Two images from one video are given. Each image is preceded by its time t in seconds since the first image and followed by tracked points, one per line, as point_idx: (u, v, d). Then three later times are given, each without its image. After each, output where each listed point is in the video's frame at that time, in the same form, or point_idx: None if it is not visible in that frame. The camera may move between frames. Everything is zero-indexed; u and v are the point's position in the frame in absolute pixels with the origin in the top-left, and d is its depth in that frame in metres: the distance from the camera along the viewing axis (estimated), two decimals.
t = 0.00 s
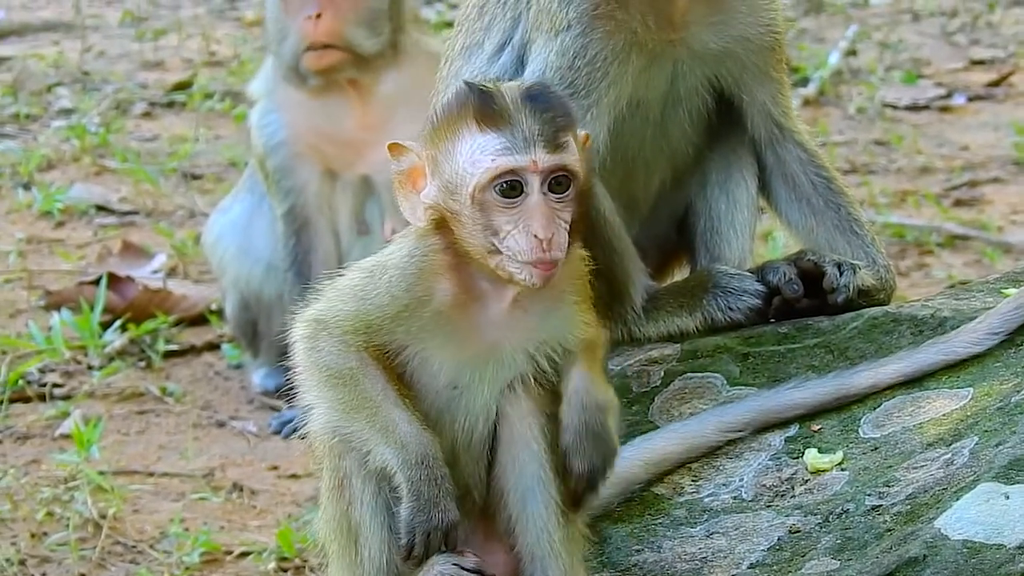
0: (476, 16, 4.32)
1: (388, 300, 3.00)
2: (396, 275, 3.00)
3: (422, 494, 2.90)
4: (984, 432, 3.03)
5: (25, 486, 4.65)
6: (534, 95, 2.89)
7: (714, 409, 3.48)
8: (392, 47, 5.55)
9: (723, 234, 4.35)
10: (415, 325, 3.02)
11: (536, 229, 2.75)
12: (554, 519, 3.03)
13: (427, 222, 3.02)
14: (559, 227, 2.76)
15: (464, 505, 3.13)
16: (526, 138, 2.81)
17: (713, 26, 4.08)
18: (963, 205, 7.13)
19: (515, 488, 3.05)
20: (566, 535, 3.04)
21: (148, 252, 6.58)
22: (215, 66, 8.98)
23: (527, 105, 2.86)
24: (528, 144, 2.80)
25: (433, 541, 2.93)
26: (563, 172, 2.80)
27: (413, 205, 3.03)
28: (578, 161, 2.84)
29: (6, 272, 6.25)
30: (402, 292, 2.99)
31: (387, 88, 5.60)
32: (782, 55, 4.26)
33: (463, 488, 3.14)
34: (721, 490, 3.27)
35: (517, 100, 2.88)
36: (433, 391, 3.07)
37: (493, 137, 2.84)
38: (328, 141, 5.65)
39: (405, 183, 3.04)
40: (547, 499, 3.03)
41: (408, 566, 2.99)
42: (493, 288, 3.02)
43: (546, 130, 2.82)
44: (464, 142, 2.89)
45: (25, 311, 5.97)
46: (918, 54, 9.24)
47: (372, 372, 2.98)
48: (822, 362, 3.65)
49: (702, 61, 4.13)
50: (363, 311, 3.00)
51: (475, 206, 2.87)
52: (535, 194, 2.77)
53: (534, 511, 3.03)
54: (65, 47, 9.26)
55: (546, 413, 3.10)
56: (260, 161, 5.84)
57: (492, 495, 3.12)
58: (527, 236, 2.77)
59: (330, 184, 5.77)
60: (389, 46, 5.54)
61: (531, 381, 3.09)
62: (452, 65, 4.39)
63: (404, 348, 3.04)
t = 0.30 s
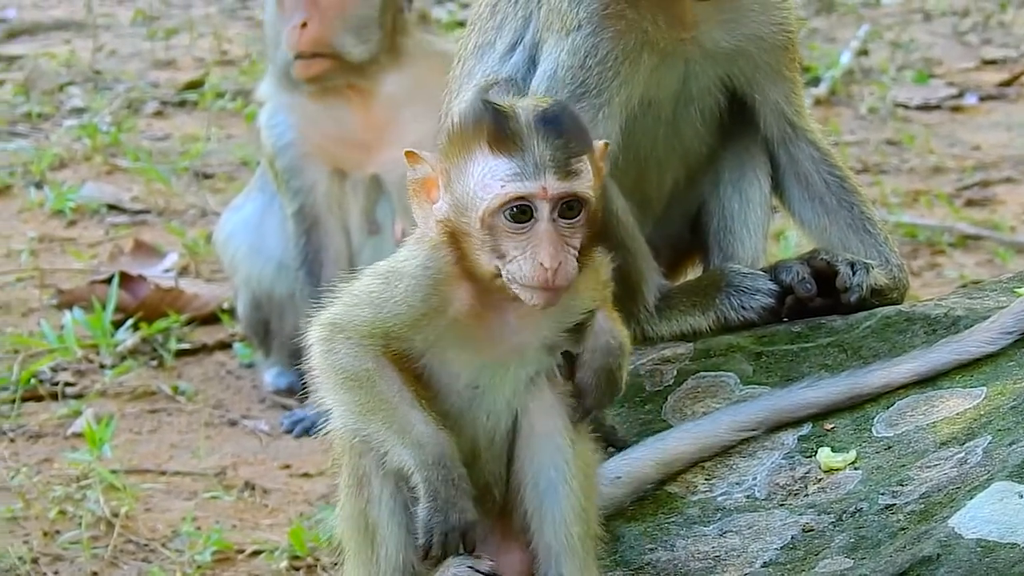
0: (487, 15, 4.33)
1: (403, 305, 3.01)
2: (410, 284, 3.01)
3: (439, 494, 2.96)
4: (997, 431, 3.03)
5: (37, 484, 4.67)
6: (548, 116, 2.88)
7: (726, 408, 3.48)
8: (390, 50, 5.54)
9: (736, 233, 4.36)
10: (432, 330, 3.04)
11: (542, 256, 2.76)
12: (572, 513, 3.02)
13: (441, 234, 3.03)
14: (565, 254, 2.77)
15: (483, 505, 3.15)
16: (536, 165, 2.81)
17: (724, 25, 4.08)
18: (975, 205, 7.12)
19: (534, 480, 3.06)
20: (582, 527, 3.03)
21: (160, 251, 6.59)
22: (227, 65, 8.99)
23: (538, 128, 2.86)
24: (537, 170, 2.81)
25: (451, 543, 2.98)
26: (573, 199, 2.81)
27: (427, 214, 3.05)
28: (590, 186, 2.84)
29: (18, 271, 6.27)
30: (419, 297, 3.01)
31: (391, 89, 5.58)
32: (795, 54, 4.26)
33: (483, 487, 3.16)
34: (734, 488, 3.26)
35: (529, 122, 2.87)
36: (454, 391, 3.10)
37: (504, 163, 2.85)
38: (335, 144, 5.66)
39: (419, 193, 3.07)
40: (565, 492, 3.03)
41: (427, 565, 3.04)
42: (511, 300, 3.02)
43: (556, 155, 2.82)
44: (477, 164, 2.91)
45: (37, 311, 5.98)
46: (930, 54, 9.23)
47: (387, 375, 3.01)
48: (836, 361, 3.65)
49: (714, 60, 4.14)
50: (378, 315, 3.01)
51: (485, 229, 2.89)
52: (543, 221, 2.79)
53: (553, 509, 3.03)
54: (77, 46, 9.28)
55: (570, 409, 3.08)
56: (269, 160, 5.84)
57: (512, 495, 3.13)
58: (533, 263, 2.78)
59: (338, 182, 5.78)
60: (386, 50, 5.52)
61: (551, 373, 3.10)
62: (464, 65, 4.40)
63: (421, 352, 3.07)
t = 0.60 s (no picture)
0: (503, 16, 4.34)
1: (424, 306, 3.04)
2: (430, 286, 3.03)
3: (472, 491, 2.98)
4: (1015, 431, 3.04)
5: (54, 484, 4.69)
6: (574, 126, 2.87)
7: (743, 408, 3.48)
8: (387, 51, 5.50)
9: (753, 233, 4.36)
10: (455, 330, 3.07)
11: (570, 268, 2.78)
12: (583, 516, 3.03)
13: (459, 238, 3.02)
14: (593, 266, 2.79)
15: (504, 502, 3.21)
16: (566, 177, 2.80)
17: (740, 24, 4.08)
18: (992, 204, 7.11)
19: (549, 480, 3.07)
20: (592, 532, 3.03)
21: (177, 251, 6.61)
22: (244, 65, 9.01)
23: (566, 139, 2.84)
24: (565, 182, 2.80)
25: (489, 539, 3.01)
26: (599, 210, 2.81)
27: (445, 220, 3.02)
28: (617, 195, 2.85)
29: (35, 270, 6.29)
30: (439, 296, 3.03)
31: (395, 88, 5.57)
32: (812, 53, 4.26)
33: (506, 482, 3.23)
34: (751, 488, 3.27)
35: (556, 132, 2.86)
36: (476, 384, 3.15)
37: (531, 173, 2.84)
38: (344, 144, 5.64)
39: (439, 199, 3.03)
40: (577, 495, 3.03)
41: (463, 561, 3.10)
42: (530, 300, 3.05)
43: (584, 167, 2.81)
44: (504, 174, 2.88)
45: (54, 310, 6.01)
46: (947, 53, 9.21)
47: (410, 376, 3.03)
48: (853, 361, 3.65)
49: (730, 59, 4.14)
50: (398, 318, 3.04)
51: (510, 238, 2.89)
52: (571, 233, 2.79)
53: (565, 511, 3.04)
54: (94, 46, 9.32)
55: (592, 412, 3.07)
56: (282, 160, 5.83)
57: (528, 492, 3.19)
58: (560, 274, 2.79)
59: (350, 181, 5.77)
60: (382, 51, 5.48)
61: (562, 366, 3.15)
62: (481, 65, 4.41)
63: (443, 350, 3.10)
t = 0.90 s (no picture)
0: (520, 15, 4.35)
1: (439, 303, 3.06)
2: (444, 282, 3.07)
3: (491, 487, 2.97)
4: None
5: (68, 484, 4.70)
6: (588, 98, 2.95)
7: (758, 409, 3.47)
8: (373, 57, 5.53)
9: (769, 233, 4.35)
10: (470, 325, 3.09)
11: (599, 237, 2.82)
12: (600, 517, 3.03)
13: (480, 223, 3.08)
14: (619, 234, 2.84)
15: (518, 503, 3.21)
16: (589, 146, 2.86)
17: (756, 24, 4.08)
18: (1007, 206, 7.09)
19: (566, 482, 3.07)
20: (609, 534, 3.04)
21: (191, 251, 6.62)
22: (258, 65, 9.03)
23: (584, 111, 2.91)
24: (589, 151, 2.86)
25: (510, 534, 2.99)
26: (622, 179, 2.87)
27: (461, 204, 3.09)
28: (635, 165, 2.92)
29: (49, 270, 6.31)
30: (454, 291, 3.06)
31: (388, 92, 5.60)
32: (828, 52, 4.26)
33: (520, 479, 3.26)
34: (767, 489, 3.26)
35: (572, 105, 2.93)
36: (493, 382, 3.17)
37: (553, 146, 2.89)
38: (349, 146, 5.64)
39: (455, 186, 3.09)
40: (594, 497, 3.04)
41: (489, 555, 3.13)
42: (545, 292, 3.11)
43: (604, 135, 2.88)
44: (523, 150, 2.94)
45: (69, 310, 6.02)
46: (961, 54, 9.19)
47: (426, 373, 3.04)
48: (868, 362, 3.64)
49: (747, 59, 4.14)
50: (414, 316, 3.06)
51: (535, 213, 2.91)
52: (597, 202, 2.84)
53: (582, 512, 3.04)
54: (108, 46, 9.34)
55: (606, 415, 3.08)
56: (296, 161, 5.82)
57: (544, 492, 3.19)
58: (589, 245, 2.83)
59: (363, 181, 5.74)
60: (367, 56, 5.52)
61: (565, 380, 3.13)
62: (498, 65, 4.42)
63: (460, 347, 3.11)
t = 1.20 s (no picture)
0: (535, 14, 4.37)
1: (460, 289, 3.16)
2: (465, 266, 3.17)
3: (516, 470, 3.00)
4: None
5: (79, 483, 4.70)
6: (582, 83, 3.00)
7: (772, 409, 3.47)
8: (365, 53, 5.15)
9: (784, 232, 4.36)
10: (490, 311, 3.17)
11: (573, 221, 2.90)
12: (619, 518, 3.03)
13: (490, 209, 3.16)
14: (597, 216, 2.90)
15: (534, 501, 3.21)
16: (565, 130, 2.94)
17: (771, 24, 4.07)
18: (1018, 206, 7.07)
19: (584, 483, 3.07)
20: (628, 533, 3.03)
21: (202, 250, 6.62)
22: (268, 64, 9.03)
23: (569, 94, 2.98)
24: (564, 135, 2.93)
25: (535, 520, 2.97)
26: (600, 162, 2.94)
27: (477, 186, 3.18)
28: (621, 149, 2.98)
29: (60, 268, 6.32)
30: (475, 275, 3.16)
31: (384, 87, 5.22)
32: (843, 51, 4.24)
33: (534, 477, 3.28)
34: (783, 489, 3.25)
35: (561, 89, 2.99)
36: (513, 371, 3.24)
37: (533, 129, 2.98)
38: (349, 143, 5.31)
39: (469, 167, 3.20)
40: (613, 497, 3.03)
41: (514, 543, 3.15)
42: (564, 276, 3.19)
43: (585, 119, 2.94)
44: (511, 132, 3.03)
45: (79, 309, 6.03)
46: (972, 54, 9.17)
47: (449, 360, 3.12)
48: (884, 362, 3.63)
49: (762, 60, 4.13)
50: (436, 303, 3.15)
51: (519, 195, 3.03)
52: (574, 185, 2.92)
53: (601, 511, 3.04)
54: (118, 45, 9.36)
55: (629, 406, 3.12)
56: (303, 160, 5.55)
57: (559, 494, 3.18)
58: (565, 227, 2.91)
59: (367, 178, 5.40)
60: (359, 53, 5.14)
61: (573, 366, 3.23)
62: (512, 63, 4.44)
63: (482, 334, 3.19)
